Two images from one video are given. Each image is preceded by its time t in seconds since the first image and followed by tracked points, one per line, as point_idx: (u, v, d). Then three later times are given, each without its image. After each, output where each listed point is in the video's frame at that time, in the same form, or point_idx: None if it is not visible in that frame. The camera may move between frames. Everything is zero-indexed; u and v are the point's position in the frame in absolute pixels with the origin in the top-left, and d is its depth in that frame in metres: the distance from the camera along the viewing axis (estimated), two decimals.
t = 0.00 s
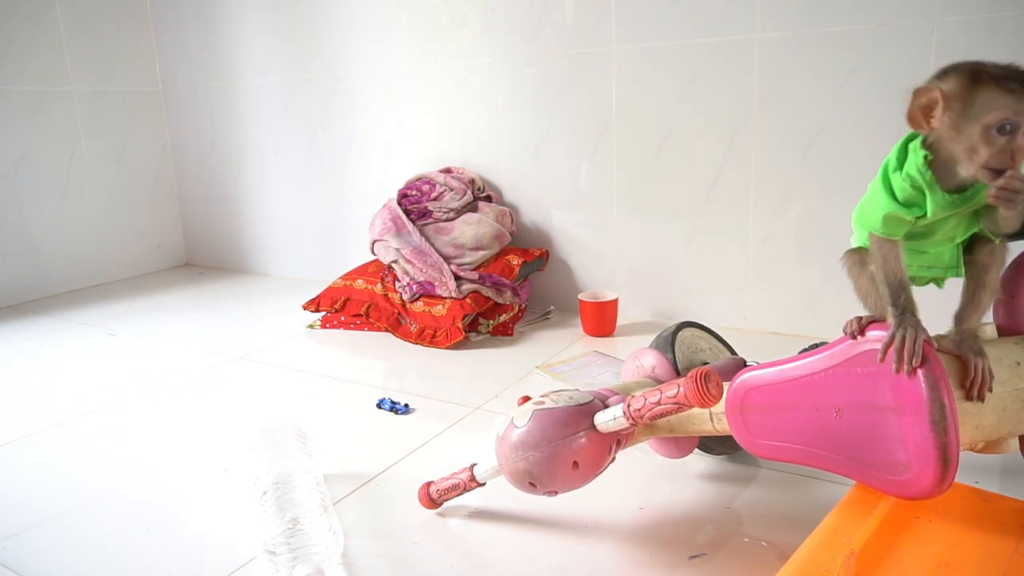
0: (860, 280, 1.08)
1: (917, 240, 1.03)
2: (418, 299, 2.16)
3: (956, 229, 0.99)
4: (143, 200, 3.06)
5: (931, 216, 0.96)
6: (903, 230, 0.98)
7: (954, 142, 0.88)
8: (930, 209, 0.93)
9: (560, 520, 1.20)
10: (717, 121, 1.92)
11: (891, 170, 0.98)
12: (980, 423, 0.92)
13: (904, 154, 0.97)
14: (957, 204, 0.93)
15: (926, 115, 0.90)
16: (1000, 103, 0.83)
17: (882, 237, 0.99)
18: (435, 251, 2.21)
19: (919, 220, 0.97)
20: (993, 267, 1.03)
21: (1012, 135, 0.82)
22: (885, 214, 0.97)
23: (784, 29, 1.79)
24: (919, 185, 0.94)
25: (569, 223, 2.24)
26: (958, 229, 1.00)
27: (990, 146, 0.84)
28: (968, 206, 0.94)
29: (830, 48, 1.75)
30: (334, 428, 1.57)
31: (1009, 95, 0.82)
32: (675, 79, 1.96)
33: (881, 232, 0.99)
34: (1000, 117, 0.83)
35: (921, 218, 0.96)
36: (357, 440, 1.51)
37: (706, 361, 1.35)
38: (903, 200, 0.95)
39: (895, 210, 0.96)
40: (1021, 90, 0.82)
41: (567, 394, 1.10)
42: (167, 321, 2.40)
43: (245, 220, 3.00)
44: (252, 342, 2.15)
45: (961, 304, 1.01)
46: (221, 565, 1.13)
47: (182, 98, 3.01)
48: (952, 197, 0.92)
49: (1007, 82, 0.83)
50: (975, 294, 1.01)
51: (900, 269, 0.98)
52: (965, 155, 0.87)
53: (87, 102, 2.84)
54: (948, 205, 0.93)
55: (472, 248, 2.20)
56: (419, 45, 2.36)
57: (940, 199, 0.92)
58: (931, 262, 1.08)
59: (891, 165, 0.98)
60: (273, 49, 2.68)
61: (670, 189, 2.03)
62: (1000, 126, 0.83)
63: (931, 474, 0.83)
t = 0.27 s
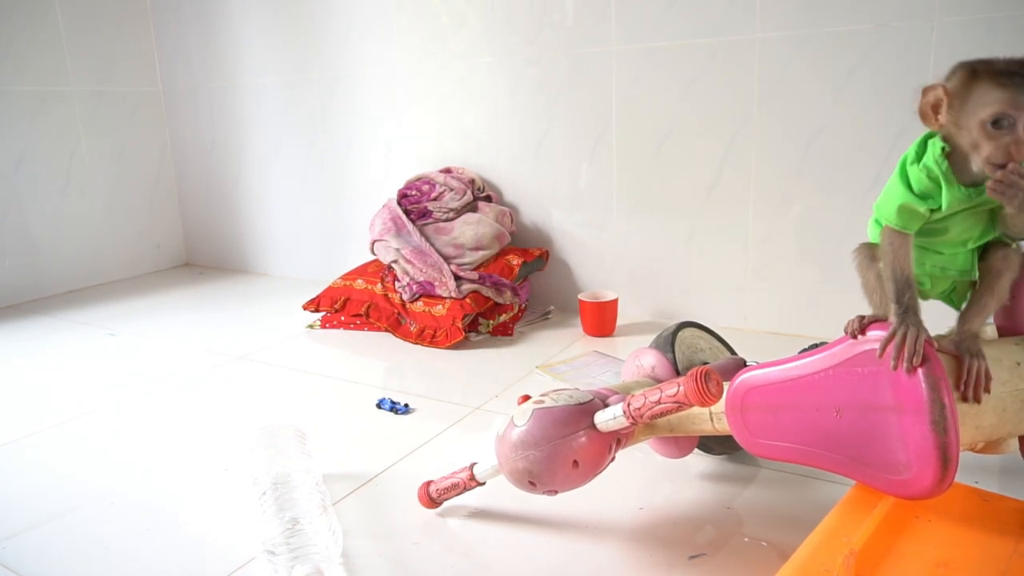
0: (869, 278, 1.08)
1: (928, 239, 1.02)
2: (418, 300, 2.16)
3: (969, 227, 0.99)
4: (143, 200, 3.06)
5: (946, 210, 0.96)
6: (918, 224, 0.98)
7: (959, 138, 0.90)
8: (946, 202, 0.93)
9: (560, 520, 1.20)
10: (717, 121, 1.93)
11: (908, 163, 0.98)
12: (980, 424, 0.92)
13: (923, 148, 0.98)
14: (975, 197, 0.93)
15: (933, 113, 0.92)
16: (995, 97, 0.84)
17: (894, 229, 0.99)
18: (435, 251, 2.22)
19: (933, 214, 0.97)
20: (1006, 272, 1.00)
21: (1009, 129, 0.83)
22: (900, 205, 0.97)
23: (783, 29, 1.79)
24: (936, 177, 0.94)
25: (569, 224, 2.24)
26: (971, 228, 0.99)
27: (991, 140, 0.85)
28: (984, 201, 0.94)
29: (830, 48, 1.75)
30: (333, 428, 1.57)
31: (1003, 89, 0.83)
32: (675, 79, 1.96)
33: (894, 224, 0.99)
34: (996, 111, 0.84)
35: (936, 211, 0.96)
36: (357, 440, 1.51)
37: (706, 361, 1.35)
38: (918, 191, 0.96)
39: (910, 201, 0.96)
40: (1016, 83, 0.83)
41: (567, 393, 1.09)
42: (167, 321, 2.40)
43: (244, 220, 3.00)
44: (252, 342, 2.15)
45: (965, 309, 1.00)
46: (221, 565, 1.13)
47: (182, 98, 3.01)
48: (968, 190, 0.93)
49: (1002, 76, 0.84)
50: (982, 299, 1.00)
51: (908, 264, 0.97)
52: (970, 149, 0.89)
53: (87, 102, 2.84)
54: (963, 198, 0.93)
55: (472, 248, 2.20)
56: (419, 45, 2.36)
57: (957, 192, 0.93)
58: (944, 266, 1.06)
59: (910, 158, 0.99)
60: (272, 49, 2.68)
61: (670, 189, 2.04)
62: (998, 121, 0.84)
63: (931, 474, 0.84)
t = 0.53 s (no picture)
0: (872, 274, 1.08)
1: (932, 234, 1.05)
2: (418, 299, 2.16)
3: (972, 223, 1.01)
4: (143, 200, 3.06)
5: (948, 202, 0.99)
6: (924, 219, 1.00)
7: (943, 131, 0.94)
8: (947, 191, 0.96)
9: (560, 520, 1.20)
10: (717, 120, 1.93)
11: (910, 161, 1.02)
12: (980, 423, 0.92)
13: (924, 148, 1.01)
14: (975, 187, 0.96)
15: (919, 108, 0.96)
16: (965, 89, 0.88)
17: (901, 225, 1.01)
18: (435, 251, 2.22)
19: (937, 207, 1.00)
20: (1012, 277, 1.00)
21: (978, 119, 0.87)
22: (903, 199, 1.00)
23: (783, 29, 1.79)
24: (936, 170, 0.97)
25: (569, 224, 2.24)
26: (974, 224, 1.02)
27: (964, 131, 0.89)
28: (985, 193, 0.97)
29: (830, 48, 1.75)
30: (333, 428, 1.57)
31: (971, 80, 0.87)
32: (675, 80, 1.96)
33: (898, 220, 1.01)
34: (965, 103, 0.88)
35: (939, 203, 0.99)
36: (357, 441, 1.51)
37: (706, 361, 1.35)
38: (920, 185, 0.99)
39: (912, 194, 0.99)
40: (983, 74, 0.87)
41: (567, 392, 1.10)
42: (167, 321, 2.40)
43: (244, 220, 3.00)
44: (252, 342, 2.15)
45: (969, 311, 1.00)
46: (221, 565, 1.13)
47: (182, 98, 3.01)
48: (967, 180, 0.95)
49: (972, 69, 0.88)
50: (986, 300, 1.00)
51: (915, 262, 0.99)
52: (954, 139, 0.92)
53: (87, 102, 2.84)
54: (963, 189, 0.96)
55: (472, 248, 2.20)
56: (419, 44, 2.36)
57: (957, 182, 0.95)
58: (951, 264, 1.07)
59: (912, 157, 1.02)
60: (272, 49, 2.68)
61: (670, 189, 2.03)
62: (972, 111, 0.88)
63: (931, 474, 0.84)
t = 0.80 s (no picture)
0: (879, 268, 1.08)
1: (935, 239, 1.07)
2: (418, 299, 2.16)
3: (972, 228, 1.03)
4: (143, 200, 3.06)
5: (941, 207, 1.02)
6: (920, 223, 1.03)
7: (923, 136, 1.00)
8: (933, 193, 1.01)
9: (560, 520, 1.20)
10: (717, 120, 1.93)
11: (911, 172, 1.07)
12: (980, 423, 0.92)
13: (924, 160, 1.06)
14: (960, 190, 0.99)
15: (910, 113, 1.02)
16: (932, 95, 0.95)
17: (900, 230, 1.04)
18: (435, 251, 2.22)
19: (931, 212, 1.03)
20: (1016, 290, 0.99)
21: (945, 122, 0.93)
22: (896, 203, 1.05)
23: (783, 29, 1.79)
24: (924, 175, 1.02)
25: (569, 224, 2.24)
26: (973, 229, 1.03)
27: (936, 134, 0.95)
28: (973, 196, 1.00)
29: (830, 48, 1.75)
30: (333, 428, 1.57)
31: (937, 86, 0.94)
32: (675, 79, 1.96)
33: (896, 225, 1.05)
34: (933, 108, 0.95)
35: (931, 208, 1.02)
36: (357, 441, 1.51)
37: (706, 361, 1.35)
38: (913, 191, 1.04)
39: (906, 199, 1.04)
40: (949, 80, 0.93)
41: (567, 392, 1.09)
42: (167, 321, 2.40)
43: (244, 220, 3.00)
44: (252, 342, 2.15)
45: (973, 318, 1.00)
46: (221, 565, 1.13)
47: (182, 98, 3.01)
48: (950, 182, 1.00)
49: (940, 75, 0.94)
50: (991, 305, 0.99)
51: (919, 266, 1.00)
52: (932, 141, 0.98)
53: (87, 102, 2.84)
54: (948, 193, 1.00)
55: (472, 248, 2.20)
56: (419, 44, 2.36)
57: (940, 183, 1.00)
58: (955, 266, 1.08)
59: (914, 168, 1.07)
60: (272, 48, 2.68)
61: (670, 189, 2.03)
62: (940, 115, 0.94)
63: (931, 474, 0.84)
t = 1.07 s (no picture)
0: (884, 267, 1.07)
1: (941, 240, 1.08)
2: (418, 299, 2.16)
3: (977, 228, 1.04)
4: (143, 200, 3.06)
5: (944, 208, 1.03)
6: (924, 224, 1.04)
7: (924, 140, 1.00)
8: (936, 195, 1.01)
9: (560, 520, 1.20)
10: (717, 120, 1.93)
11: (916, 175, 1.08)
12: (980, 423, 0.92)
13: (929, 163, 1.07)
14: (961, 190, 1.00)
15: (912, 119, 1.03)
16: (933, 101, 0.95)
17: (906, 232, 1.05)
18: (435, 251, 2.21)
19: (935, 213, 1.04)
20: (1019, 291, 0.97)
21: (944, 128, 0.94)
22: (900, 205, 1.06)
23: (783, 29, 1.79)
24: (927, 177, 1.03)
25: (569, 224, 2.24)
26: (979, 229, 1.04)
27: (935, 139, 0.96)
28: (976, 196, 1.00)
29: (829, 48, 1.75)
30: (333, 428, 1.57)
31: (938, 93, 0.94)
32: (675, 79, 1.96)
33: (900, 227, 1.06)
34: (933, 114, 0.95)
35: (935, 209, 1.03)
36: (357, 441, 1.51)
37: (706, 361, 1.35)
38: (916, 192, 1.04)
39: (909, 200, 1.05)
40: (949, 87, 0.93)
41: (567, 391, 1.09)
42: (166, 321, 2.40)
43: (244, 220, 2.99)
44: (252, 342, 2.15)
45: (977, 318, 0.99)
46: (221, 565, 1.13)
47: (182, 98, 3.01)
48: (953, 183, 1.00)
49: (941, 81, 0.95)
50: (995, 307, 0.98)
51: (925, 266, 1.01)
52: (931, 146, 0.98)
53: (87, 102, 2.84)
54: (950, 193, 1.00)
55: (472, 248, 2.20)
56: (419, 44, 2.36)
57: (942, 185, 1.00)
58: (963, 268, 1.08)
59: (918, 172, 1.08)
60: (272, 48, 2.68)
61: (670, 189, 2.03)
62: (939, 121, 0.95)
63: (931, 473, 0.84)
